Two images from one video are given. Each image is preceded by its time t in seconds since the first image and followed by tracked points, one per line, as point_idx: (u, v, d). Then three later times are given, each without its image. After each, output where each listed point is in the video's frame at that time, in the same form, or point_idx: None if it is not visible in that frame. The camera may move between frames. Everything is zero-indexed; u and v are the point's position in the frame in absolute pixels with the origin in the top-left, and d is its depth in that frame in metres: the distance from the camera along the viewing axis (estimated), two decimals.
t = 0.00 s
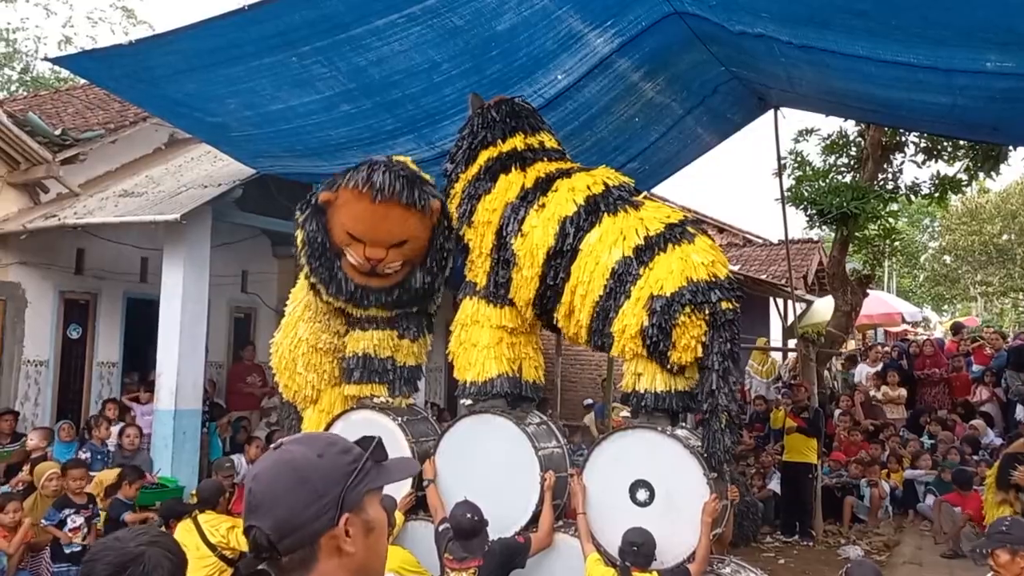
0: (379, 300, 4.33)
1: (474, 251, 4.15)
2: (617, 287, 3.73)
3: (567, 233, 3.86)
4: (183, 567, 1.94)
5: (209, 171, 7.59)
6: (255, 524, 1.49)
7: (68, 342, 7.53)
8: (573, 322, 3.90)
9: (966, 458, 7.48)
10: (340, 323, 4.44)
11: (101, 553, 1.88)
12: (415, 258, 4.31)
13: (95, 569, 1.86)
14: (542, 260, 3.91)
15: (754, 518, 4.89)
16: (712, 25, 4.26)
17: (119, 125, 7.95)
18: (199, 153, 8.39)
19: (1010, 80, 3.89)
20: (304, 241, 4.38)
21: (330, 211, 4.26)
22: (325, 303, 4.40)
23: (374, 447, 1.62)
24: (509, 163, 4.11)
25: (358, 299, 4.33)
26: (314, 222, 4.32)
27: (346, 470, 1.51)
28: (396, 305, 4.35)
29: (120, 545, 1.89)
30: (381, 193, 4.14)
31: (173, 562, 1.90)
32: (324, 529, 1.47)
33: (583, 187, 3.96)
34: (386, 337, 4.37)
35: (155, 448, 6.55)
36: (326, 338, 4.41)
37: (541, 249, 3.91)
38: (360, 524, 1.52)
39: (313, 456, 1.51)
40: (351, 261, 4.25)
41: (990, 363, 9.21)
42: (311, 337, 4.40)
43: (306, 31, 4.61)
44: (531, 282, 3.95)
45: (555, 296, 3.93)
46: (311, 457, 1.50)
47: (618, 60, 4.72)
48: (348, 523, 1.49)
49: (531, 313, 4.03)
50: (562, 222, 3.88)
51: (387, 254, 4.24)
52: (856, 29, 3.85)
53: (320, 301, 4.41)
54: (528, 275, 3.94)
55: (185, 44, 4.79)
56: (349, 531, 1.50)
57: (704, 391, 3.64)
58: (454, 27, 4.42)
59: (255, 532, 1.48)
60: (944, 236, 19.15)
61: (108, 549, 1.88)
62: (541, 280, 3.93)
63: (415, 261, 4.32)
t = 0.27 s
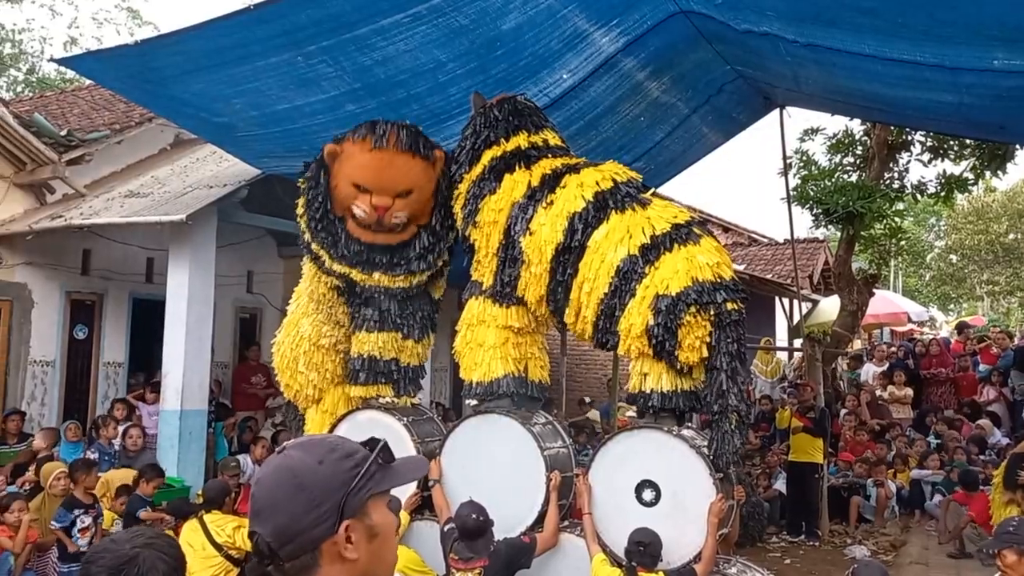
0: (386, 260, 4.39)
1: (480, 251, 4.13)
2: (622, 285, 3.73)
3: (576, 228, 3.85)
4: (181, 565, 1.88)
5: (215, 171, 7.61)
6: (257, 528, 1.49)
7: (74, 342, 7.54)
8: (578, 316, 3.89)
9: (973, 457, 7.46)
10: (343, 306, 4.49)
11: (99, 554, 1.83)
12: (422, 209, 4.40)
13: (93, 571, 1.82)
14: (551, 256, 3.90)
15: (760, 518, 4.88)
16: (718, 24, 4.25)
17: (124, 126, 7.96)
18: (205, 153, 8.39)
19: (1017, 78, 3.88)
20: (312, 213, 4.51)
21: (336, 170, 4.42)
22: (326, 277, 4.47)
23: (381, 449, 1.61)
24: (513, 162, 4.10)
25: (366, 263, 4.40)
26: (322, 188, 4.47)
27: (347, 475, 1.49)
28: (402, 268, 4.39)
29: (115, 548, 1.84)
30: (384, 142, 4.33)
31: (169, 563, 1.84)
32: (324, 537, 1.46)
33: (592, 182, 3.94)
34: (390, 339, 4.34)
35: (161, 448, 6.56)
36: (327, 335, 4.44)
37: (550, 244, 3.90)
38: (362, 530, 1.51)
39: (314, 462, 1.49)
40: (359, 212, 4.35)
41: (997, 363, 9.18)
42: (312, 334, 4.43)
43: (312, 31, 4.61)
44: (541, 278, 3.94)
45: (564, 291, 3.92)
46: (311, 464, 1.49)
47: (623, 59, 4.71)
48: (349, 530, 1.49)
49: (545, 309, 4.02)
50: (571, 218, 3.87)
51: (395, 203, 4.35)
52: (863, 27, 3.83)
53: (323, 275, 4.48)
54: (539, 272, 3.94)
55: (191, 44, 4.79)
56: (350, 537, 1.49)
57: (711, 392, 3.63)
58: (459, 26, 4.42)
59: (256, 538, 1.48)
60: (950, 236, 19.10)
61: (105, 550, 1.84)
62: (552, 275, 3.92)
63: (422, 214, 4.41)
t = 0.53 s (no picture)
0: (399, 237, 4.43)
1: (484, 251, 4.14)
2: (627, 285, 3.72)
3: (581, 227, 3.85)
4: (180, 565, 1.88)
5: (219, 170, 7.62)
6: (257, 523, 1.50)
7: (80, 341, 7.57)
8: (586, 314, 3.89)
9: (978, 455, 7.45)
10: (344, 304, 4.44)
11: (99, 553, 1.84)
12: (432, 165, 4.43)
13: (93, 570, 1.82)
14: (557, 254, 3.89)
15: (764, 516, 4.88)
16: (721, 21, 4.24)
17: (129, 125, 7.99)
18: (209, 152, 8.41)
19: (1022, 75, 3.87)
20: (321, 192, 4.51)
21: (344, 138, 4.48)
22: (336, 274, 4.42)
23: (384, 447, 1.60)
24: (516, 161, 4.09)
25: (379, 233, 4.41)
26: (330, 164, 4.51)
27: (346, 472, 1.49)
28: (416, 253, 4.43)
29: (114, 548, 1.84)
30: (391, 103, 4.44)
31: (166, 564, 1.84)
32: (320, 534, 1.47)
33: (596, 180, 3.94)
34: (392, 338, 4.37)
35: (167, 446, 6.57)
36: (332, 335, 4.42)
37: (555, 242, 3.89)
38: (361, 529, 1.51)
39: (314, 459, 1.50)
40: (370, 164, 4.36)
41: (1002, 361, 9.15)
42: (316, 334, 4.40)
43: (316, 30, 4.61)
44: (549, 277, 3.93)
45: (571, 287, 3.91)
46: (310, 460, 1.49)
47: (627, 57, 4.71)
48: (346, 528, 1.49)
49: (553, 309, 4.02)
50: (576, 217, 3.87)
51: (405, 155, 4.38)
52: (867, 24, 3.82)
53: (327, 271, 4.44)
54: (546, 271, 3.93)
55: (195, 44, 4.80)
56: (348, 536, 1.49)
57: (713, 391, 3.63)
58: (462, 25, 4.42)
59: (256, 533, 1.50)
60: (955, 234, 19.04)
61: (105, 549, 1.84)
62: (558, 273, 3.91)
63: (432, 169, 4.44)
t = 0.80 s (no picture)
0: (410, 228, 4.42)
1: (486, 247, 4.13)
2: (632, 281, 3.72)
3: (584, 224, 3.84)
4: (184, 561, 1.88)
5: (224, 167, 7.63)
6: (261, 508, 1.51)
7: (85, 338, 7.58)
8: (590, 313, 3.88)
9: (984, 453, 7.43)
10: (348, 295, 4.46)
11: (104, 545, 1.85)
12: (440, 166, 4.42)
13: (97, 564, 1.83)
14: (558, 252, 3.89)
15: (768, 513, 4.88)
16: (726, 17, 4.24)
17: (134, 122, 8.00)
18: (213, 149, 8.42)
19: None
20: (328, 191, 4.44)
21: (350, 138, 4.41)
22: (342, 266, 4.43)
23: (390, 439, 1.60)
24: (520, 157, 4.08)
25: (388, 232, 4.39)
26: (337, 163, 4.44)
27: (351, 462, 1.49)
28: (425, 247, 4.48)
29: (120, 540, 1.85)
30: (399, 104, 4.38)
31: (169, 559, 1.84)
32: (322, 521, 1.47)
33: (600, 177, 3.93)
34: (397, 335, 4.40)
35: (172, 442, 6.58)
36: (339, 331, 4.42)
37: (556, 240, 3.89)
38: (364, 519, 1.50)
39: (320, 447, 1.50)
40: (380, 166, 4.31)
41: (1008, 358, 9.12)
42: (323, 329, 4.40)
43: (319, 26, 4.61)
44: (546, 275, 3.94)
45: (572, 286, 3.91)
46: (316, 448, 1.49)
47: (631, 52, 4.70)
48: (348, 516, 1.48)
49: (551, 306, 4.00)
50: (578, 214, 3.86)
51: (415, 156, 4.35)
52: (873, 18, 3.81)
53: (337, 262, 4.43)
54: (545, 269, 3.93)
55: (200, 40, 4.81)
56: (350, 524, 1.49)
57: (719, 389, 3.63)
58: (467, 21, 4.42)
59: (260, 518, 1.50)
60: (960, 231, 18.98)
61: (110, 542, 1.85)
62: (558, 271, 3.91)
63: (440, 169, 4.43)
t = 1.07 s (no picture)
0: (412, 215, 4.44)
1: (488, 237, 4.13)
2: (638, 271, 3.70)
3: (587, 214, 3.82)
4: (187, 548, 1.88)
5: (226, 156, 7.61)
6: (278, 500, 1.49)
7: (88, 327, 7.59)
8: (591, 304, 3.86)
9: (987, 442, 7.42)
10: (351, 280, 4.42)
11: (106, 529, 1.85)
12: (437, 152, 4.50)
13: (99, 547, 1.83)
14: (559, 242, 3.87)
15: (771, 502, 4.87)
16: (729, 3, 4.21)
17: (135, 111, 7.99)
18: (215, 138, 8.41)
19: None
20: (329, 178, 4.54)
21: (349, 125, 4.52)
22: (344, 256, 4.40)
23: (402, 429, 1.60)
24: (523, 146, 4.06)
25: (387, 218, 4.43)
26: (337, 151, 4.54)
27: (369, 450, 1.49)
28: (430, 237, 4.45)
29: (122, 524, 1.85)
30: (398, 91, 4.51)
31: (171, 545, 1.83)
32: (342, 510, 1.46)
33: (602, 167, 3.91)
34: (401, 324, 4.34)
35: (175, 431, 6.59)
36: (343, 321, 4.41)
37: (558, 230, 3.87)
38: (382, 506, 1.50)
39: (336, 436, 1.50)
40: (377, 150, 4.42)
41: (1012, 347, 9.09)
42: (327, 320, 4.40)
43: (320, 14, 4.59)
44: (549, 265, 3.91)
45: (575, 276, 3.89)
46: (333, 437, 1.49)
47: (633, 40, 4.67)
48: (368, 505, 1.48)
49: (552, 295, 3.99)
50: (581, 204, 3.84)
51: (412, 142, 4.44)
52: (878, 4, 3.78)
53: (339, 253, 4.42)
54: (548, 259, 3.91)
55: (201, 28, 4.79)
56: (370, 512, 1.48)
57: (725, 378, 3.59)
58: (468, 8, 4.39)
59: (277, 509, 1.49)
60: (964, 220, 18.90)
61: (110, 527, 1.85)
62: (561, 261, 3.89)
63: (438, 156, 4.50)
